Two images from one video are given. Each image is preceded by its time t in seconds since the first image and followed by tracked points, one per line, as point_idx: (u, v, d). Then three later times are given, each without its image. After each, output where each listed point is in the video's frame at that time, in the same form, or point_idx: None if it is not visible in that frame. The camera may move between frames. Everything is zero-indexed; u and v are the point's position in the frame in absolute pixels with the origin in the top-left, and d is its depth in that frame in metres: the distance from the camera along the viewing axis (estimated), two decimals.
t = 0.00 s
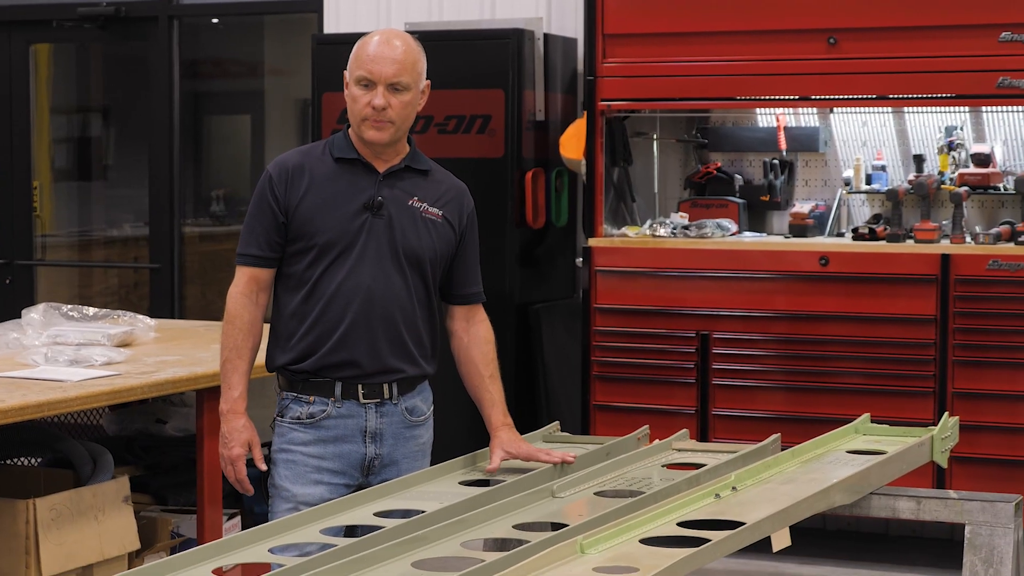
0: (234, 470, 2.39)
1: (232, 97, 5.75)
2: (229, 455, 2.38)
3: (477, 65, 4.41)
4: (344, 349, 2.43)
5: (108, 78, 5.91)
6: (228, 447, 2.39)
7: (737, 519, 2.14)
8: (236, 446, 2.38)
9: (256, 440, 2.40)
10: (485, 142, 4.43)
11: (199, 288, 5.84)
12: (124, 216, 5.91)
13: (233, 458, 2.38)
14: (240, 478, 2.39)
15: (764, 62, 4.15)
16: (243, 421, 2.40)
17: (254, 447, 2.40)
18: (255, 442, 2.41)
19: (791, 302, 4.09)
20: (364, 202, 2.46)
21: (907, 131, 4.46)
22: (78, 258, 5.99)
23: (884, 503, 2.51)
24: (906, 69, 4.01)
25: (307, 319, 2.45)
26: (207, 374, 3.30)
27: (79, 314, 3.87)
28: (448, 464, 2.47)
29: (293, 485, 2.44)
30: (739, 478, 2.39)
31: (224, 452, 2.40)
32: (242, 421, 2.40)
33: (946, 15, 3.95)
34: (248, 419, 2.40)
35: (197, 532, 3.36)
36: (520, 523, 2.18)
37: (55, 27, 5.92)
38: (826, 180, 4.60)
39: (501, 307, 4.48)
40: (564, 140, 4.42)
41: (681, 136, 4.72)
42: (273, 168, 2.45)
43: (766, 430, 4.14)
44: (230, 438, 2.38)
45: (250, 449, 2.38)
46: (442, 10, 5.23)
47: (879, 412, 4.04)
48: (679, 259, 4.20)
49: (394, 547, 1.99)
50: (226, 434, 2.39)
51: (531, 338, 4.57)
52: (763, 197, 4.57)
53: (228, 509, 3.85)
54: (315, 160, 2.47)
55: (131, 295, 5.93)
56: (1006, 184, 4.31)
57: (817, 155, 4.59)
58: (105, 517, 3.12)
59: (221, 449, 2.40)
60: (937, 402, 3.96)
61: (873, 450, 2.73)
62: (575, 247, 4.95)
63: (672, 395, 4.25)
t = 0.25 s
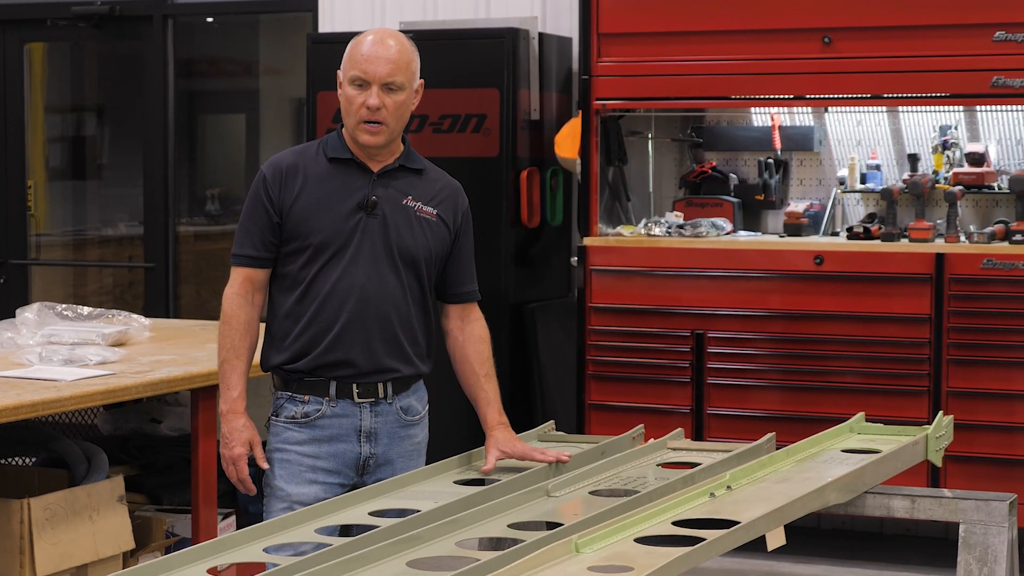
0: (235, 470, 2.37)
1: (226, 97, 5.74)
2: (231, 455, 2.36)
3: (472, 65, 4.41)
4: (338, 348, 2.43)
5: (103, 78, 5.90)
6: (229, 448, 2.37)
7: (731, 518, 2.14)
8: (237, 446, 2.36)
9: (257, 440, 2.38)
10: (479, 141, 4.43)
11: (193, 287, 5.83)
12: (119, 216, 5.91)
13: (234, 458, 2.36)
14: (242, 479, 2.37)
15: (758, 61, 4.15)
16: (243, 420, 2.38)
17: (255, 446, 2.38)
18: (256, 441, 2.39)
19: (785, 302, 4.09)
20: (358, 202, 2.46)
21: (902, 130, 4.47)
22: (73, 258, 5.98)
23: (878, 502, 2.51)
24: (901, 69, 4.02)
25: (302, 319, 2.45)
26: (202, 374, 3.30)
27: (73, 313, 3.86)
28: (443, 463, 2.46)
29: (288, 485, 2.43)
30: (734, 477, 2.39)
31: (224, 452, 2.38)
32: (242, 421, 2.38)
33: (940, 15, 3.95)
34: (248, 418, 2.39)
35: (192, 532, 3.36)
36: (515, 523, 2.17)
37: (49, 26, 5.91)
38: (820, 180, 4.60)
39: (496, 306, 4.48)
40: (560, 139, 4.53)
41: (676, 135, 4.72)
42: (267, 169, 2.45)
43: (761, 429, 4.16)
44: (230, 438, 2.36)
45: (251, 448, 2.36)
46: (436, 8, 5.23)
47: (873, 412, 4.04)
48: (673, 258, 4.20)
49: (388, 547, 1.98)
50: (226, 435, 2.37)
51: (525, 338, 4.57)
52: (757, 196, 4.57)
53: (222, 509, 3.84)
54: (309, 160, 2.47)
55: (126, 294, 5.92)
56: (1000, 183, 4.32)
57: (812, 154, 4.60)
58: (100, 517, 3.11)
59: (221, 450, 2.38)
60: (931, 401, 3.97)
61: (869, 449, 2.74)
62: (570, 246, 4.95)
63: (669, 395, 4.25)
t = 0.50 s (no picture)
0: (221, 471, 2.39)
1: (216, 96, 5.75)
2: (216, 456, 2.37)
3: (461, 63, 4.42)
4: (328, 347, 2.43)
5: (93, 76, 5.91)
6: (215, 449, 2.38)
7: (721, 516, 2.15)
8: (222, 447, 2.37)
9: (242, 441, 2.38)
10: (469, 140, 4.44)
11: (183, 286, 5.82)
12: (109, 215, 5.90)
13: (220, 459, 2.38)
14: (227, 479, 2.38)
15: (749, 60, 4.15)
16: (229, 421, 2.39)
17: (241, 448, 2.39)
18: (242, 442, 2.40)
19: (776, 301, 4.09)
20: (347, 201, 2.45)
21: (892, 129, 4.47)
22: (63, 257, 5.98)
23: (869, 500, 2.49)
24: (891, 67, 4.02)
25: (292, 318, 2.45)
26: (191, 373, 3.29)
27: (63, 312, 3.85)
28: (433, 462, 2.46)
29: (279, 484, 2.43)
30: (724, 476, 2.38)
31: (210, 453, 2.39)
32: (228, 421, 2.39)
33: (930, 14, 3.96)
34: (234, 419, 2.40)
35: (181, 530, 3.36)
36: (505, 521, 2.17)
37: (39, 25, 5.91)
38: (810, 178, 4.60)
39: (486, 305, 4.49)
40: (549, 138, 4.56)
41: (666, 134, 4.73)
42: (256, 168, 2.45)
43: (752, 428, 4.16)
44: (215, 439, 2.37)
45: (237, 449, 2.37)
46: (426, 7, 5.23)
47: (867, 410, 4.03)
48: (663, 257, 4.20)
49: (378, 546, 1.98)
50: (212, 435, 2.38)
51: (515, 336, 4.58)
52: (747, 195, 4.60)
53: (212, 508, 3.84)
54: (297, 159, 2.46)
55: (116, 293, 5.92)
56: (990, 182, 4.33)
57: (802, 153, 4.60)
58: (89, 516, 3.11)
59: (207, 450, 2.39)
60: (922, 399, 3.97)
61: (858, 448, 2.73)
62: (560, 245, 4.96)
63: (659, 394, 4.25)
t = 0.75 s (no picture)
0: (208, 467, 2.39)
1: (204, 92, 5.75)
2: (204, 452, 2.37)
3: (449, 60, 4.44)
4: (317, 344, 2.42)
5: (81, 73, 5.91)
6: (203, 445, 2.38)
7: (708, 513, 2.13)
8: (210, 443, 2.37)
9: (230, 437, 2.39)
10: (457, 137, 4.45)
11: (171, 283, 5.82)
12: (96, 212, 5.90)
13: (207, 455, 2.38)
14: (214, 475, 2.38)
15: (738, 56, 4.15)
16: (216, 418, 2.39)
17: (228, 444, 2.39)
18: (229, 439, 2.40)
19: (764, 298, 4.10)
20: (336, 197, 2.45)
21: (880, 125, 4.47)
22: (50, 254, 5.97)
23: (857, 497, 2.47)
24: (881, 64, 4.02)
25: (280, 314, 2.44)
26: (179, 370, 3.27)
27: (50, 309, 3.84)
28: (421, 459, 2.45)
29: (267, 481, 2.42)
30: (712, 472, 2.38)
31: (198, 448, 2.39)
32: (216, 418, 2.39)
33: (919, 11, 3.96)
34: (221, 416, 2.40)
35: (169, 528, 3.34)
36: (493, 518, 2.17)
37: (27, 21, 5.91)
38: (799, 175, 4.62)
39: (474, 300, 4.50)
40: (537, 136, 4.52)
41: (654, 131, 4.76)
42: (245, 164, 2.44)
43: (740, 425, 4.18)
44: (203, 435, 2.37)
45: (224, 446, 2.37)
46: (413, 4, 5.23)
47: (850, 407, 4.06)
48: (649, 253, 4.22)
49: (366, 543, 1.97)
50: (200, 432, 2.39)
51: (504, 334, 4.58)
52: (735, 191, 4.62)
53: (200, 505, 3.84)
54: (286, 155, 2.46)
55: (103, 290, 5.92)
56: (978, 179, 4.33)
57: (790, 150, 4.62)
58: (78, 513, 3.10)
59: (195, 446, 2.39)
60: (909, 395, 3.99)
61: (846, 444, 2.72)
62: (547, 241, 4.98)
63: (645, 390, 4.26)
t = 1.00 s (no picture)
0: (202, 463, 2.35)
1: (197, 90, 5.76)
2: (198, 448, 2.34)
3: (441, 58, 4.45)
4: (311, 341, 2.42)
5: (73, 70, 5.90)
6: (197, 441, 2.35)
7: (702, 510, 2.12)
8: (204, 439, 2.34)
9: (225, 433, 2.35)
10: (450, 134, 4.46)
11: (164, 281, 5.83)
12: (90, 209, 5.90)
13: (202, 451, 2.34)
14: (209, 471, 2.35)
15: (733, 53, 4.15)
16: (211, 414, 2.37)
17: (224, 440, 2.35)
18: (224, 435, 2.36)
19: (756, 295, 4.11)
20: (331, 193, 2.44)
21: (873, 123, 4.49)
22: (43, 251, 5.97)
23: (849, 494, 2.48)
24: (875, 61, 4.02)
25: (275, 311, 2.44)
26: (173, 367, 3.26)
27: (44, 307, 3.85)
28: (413, 457, 2.44)
29: (261, 478, 2.42)
30: (705, 469, 2.36)
31: (193, 445, 2.36)
32: (210, 414, 2.37)
33: (913, 8, 3.96)
34: (216, 412, 2.38)
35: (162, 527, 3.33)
36: (486, 515, 2.15)
37: (19, 19, 5.91)
38: (791, 172, 4.63)
39: (467, 297, 4.50)
40: (531, 133, 4.55)
41: (647, 128, 4.75)
42: (239, 161, 2.44)
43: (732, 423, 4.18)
44: (198, 430, 2.34)
45: (220, 441, 2.34)
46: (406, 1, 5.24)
47: (844, 405, 4.05)
48: (642, 250, 4.23)
49: (357, 540, 1.96)
50: (194, 428, 2.36)
51: (497, 331, 4.59)
52: (729, 188, 4.63)
53: (193, 502, 3.84)
54: (281, 152, 2.46)
55: (97, 288, 5.91)
56: (970, 176, 4.34)
57: (783, 147, 4.62)
58: (71, 510, 3.09)
59: (190, 443, 2.36)
60: (902, 393, 3.99)
61: (839, 441, 2.70)
62: (541, 239, 4.99)
63: (639, 387, 4.26)
